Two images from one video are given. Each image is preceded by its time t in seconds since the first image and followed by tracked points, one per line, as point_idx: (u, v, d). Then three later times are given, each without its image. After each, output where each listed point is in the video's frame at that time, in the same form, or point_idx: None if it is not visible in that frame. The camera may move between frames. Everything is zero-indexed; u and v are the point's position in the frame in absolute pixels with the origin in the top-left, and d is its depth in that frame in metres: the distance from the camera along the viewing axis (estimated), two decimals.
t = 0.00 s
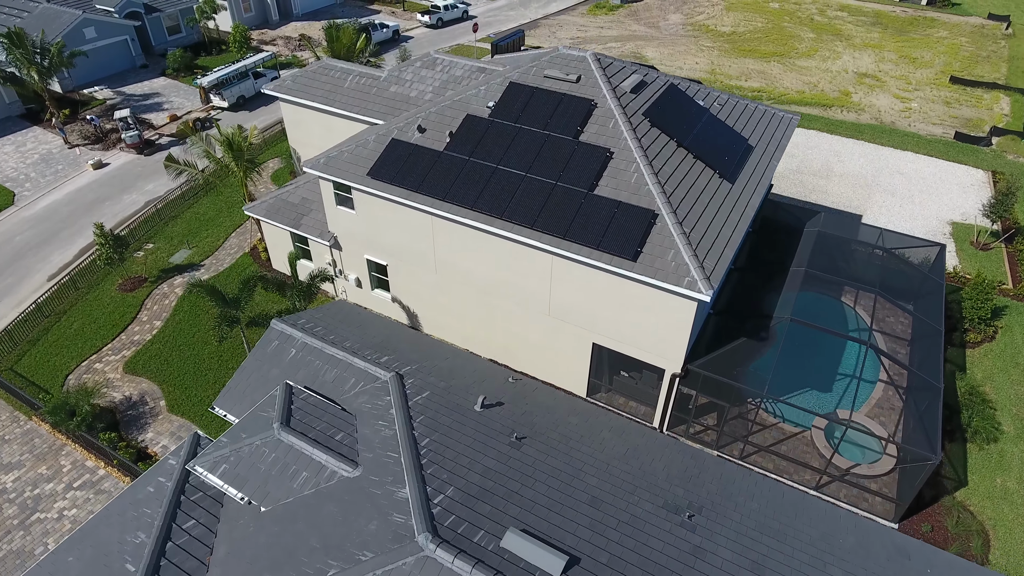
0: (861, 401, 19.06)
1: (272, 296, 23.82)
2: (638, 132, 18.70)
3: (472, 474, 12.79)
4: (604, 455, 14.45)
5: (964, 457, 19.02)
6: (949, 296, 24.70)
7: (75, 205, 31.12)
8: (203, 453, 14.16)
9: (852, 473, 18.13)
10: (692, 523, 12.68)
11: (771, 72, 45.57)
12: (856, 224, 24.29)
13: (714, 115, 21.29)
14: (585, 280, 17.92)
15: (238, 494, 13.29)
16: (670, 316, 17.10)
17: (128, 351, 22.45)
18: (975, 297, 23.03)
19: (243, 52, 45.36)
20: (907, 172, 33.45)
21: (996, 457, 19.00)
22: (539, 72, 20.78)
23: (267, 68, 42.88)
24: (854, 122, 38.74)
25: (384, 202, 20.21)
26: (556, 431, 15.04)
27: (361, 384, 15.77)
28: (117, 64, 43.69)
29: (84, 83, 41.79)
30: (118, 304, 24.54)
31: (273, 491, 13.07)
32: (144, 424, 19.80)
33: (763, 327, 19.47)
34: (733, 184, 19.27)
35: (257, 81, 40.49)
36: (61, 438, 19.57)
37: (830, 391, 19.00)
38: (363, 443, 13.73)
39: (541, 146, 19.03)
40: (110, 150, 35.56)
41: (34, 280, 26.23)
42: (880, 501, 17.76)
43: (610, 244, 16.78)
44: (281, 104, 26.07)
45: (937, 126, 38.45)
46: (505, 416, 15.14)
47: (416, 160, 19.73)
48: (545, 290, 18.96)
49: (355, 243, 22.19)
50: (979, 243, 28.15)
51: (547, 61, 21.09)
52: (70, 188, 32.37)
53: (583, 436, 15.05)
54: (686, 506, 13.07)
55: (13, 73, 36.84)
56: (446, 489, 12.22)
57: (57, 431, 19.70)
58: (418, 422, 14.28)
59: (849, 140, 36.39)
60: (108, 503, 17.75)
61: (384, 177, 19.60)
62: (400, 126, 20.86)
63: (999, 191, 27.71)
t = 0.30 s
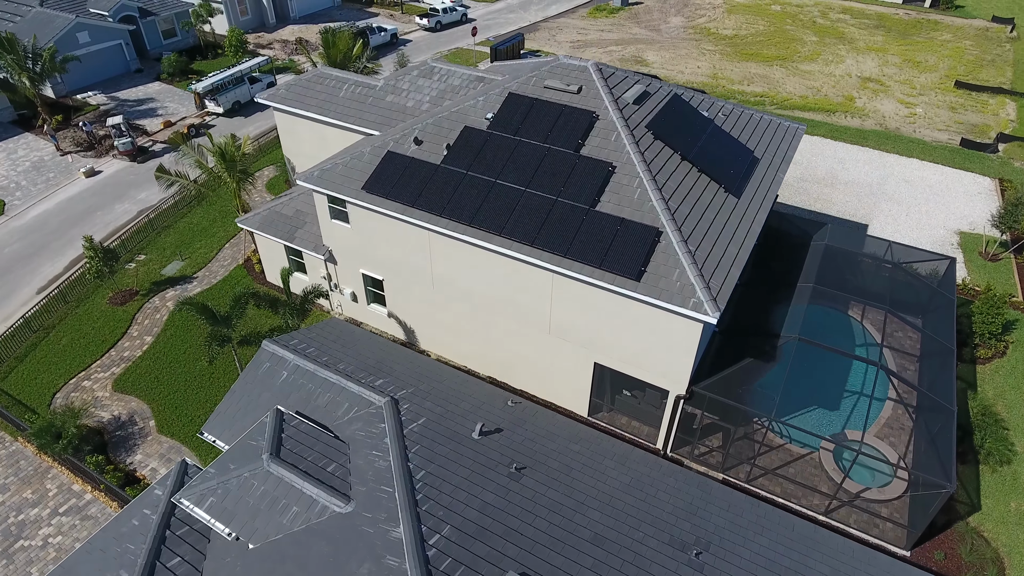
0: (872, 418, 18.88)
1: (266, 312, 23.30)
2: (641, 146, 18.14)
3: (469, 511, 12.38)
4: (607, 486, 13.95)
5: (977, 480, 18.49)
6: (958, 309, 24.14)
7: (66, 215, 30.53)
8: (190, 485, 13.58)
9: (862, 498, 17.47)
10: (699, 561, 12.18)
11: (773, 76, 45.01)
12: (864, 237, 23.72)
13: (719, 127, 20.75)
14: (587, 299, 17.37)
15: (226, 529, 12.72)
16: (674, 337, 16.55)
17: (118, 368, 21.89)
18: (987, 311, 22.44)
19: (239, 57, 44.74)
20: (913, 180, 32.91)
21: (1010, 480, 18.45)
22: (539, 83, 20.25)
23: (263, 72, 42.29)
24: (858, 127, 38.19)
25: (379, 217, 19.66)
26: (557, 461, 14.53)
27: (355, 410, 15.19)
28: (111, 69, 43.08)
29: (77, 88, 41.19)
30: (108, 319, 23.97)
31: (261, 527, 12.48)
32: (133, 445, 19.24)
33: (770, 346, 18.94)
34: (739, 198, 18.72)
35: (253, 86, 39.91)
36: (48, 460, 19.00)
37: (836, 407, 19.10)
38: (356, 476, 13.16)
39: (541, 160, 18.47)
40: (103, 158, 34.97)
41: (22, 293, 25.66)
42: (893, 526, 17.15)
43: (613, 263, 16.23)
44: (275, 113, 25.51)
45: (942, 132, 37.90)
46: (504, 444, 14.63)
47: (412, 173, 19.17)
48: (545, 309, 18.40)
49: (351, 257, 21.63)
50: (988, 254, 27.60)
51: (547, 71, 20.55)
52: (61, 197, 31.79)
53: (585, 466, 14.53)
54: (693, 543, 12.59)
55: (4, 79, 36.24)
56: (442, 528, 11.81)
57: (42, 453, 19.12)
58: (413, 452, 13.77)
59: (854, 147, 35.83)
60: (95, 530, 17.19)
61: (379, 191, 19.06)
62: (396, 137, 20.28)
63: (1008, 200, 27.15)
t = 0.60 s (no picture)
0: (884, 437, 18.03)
1: (259, 330, 22.78)
2: (644, 160, 17.57)
3: (466, 551, 11.88)
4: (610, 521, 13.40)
5: (990, 505, 17.93)
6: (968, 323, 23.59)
7: (56, 225, 29.92)
8: (175, 519, 13.00)
9: (873, 523, 16.85)
10: None
11: (776, 81, 44.45)
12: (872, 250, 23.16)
13: (723, 139, 20.19)
14: (588, 319, 16.82)
15: (211, 568, 12.19)
16: (679, 360, 16.01)
17: (107, 386, 21.31)
18: (998, 327, 21.92)
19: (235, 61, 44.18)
20: (919, 188, 32.37)
21: None
22: (539, 93, 19.69)
23: (259, 77, 41.70)
24: (862, 133, 37.65)
25: (374, 232, 19.08)
26: (557, 492, 13.99)
27: (348, 437, 14.62)
28: (105, 74, 42.49)
29: (70, 94, 40.59)
30: (98, 334, 23.39)
31: (248, 567, 11.94)
32: (121, 468, 18.69)
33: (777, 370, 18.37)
34: (745, 214, 18.15)
35: (248, 91, 39.33)
36: (32, 484, 18.42)
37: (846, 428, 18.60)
38: (348, 512, 12.58)
39: (541, 175, 17.90)
40: (95, 165, 34.38)
41: (10, 307, 25.07)
42: (902, 553, 16.65)
43: (615, 284, 15.68)
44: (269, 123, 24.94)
45: (947, 138, 37.36)
46: (502, 475, 14.09)
47: (408, 188, 18.61)
48: (544, 328, 17.86)
49: (346, 272, 21.07)
50: (997, 265, 27.06)
51: (547, 81, 19.98)
52: (52, 206, 31.18)
53: (586, 498, 14.00)
54: None
55: None
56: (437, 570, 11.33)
57: (26, 477, 18.51)
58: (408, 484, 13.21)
59: (858, 154, 35.29)
60: (80, 559, 16.61)
61: (374, 206, 18.50)
62: (392, 150, 19.69)
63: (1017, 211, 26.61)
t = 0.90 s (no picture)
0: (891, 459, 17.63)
1: (251, 345, 22.24)
2: (648, 175, 17.00)
3: None
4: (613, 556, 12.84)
5: (1004, 530, 17.36)
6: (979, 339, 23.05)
7: (46, 235, 29.31)
8: (158, 557, 12.48)
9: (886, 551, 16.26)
10: None
11: (779, 86, 43.90)
12: (881, 264, 22.61)
13: (728, 151, 19.64)
14: (590, 340, 16.26)
15: None
16: (684, 384, 15.45)
17: (94, 405, 20.73)
18: (1010, 343, 21.40)
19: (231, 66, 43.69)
20: (925, 196, 31.81)
21: None
22: (538, 105, 19.15)
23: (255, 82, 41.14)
24: (867, 140, 37.10)
25: (369, 248, 18.53)
26: (558, 525, 13.41)
27: (340, 467, 14.03)
28: (99, 79, 41.89)
29: (63, 99, 39.99)
30: (86, 350, 22.81)
31: None
32: (107, 492, 18.13)
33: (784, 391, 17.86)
34: (751, 230, 17.58)
35: (243, 96, 38.77)
36: (14, 510, 17.81)
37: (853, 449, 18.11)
38: (338, 551, 11.99)
39: (541, 190, 17.34)
40: (87, 173, 33.79)
41: None
42: None
43: (618, 306, 15.12)
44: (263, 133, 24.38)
45: (953, 145, 36.81)
46: (501, 507, 13.53)
47: (404, 203, 18.04)
48: (544, 348, 17.29)
49: (340, 288, 20.51)
50: (1006, 277, 26.51)
51: (547, 92, 19.41)
52: (42, 216, 30.60)
53: (588, 531, 13.43)
54: None
55: None
56: None
57: (8, 501, 17.92)
58: (401, 519, 12.67)
59: (863, 161, 34.75)
60: None
61: (369, 221, 17.94)
62: (388, 163, 19.12)
63: None
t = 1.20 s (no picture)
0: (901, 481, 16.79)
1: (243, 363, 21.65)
2: (651, 191, 16.43)
3: None
4: None
5: (1020, 557, 16.80)
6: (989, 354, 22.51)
7: (35, 246, 28.70)
8: None
9: None
10: None
11: (781, 91, 43.33)
12: (888, 278, 22.08)
13: (733, 164, 19.08)
14: (592, 363, 15.69)
15: None
16: (689, 409, 14.89)
17: (82, 425, 20.15)
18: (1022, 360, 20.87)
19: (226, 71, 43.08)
20: (932, 205, 31.26)
21: None
22: (538, 117, 18.59)
23: (251, 87, 40.54)
24: (871, 146, 36.56)
25: (363, 265, 17.95)
26: (559, 561, 12.85)
27: (332, 498, 13.45)
28: (92, 84, 41.29)
29: (56, 105, 39.38)
30: (74, 367, 22.20)
31: None
32: (93, 517, 17.54)
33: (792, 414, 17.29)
34: (758, 248, 17.02)
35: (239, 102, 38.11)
36: None
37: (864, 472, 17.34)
38: None
39: (541, 206, 16.76)
40: (79, 181, 33.19)
41: None
42: None
43: (621, 330, 14.57)
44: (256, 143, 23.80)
45: (959, 151, 36.28)
46: (499, 543, 12.95)
47: (400, 219, 17.47)
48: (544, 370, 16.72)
49: (334, 304, 19.93)
50: (1016, 289, 25.97)
51: (547, 104, 18.84)
52: (32, 225, 30.00)
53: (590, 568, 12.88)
54: None
55: None
56: None
57: None
58: (395, 558, 12.09)
59: (868, 168, 34.20)
60: None
61: (363, 238, 17.37)
62: (383, 177, 18.52)
63: None
